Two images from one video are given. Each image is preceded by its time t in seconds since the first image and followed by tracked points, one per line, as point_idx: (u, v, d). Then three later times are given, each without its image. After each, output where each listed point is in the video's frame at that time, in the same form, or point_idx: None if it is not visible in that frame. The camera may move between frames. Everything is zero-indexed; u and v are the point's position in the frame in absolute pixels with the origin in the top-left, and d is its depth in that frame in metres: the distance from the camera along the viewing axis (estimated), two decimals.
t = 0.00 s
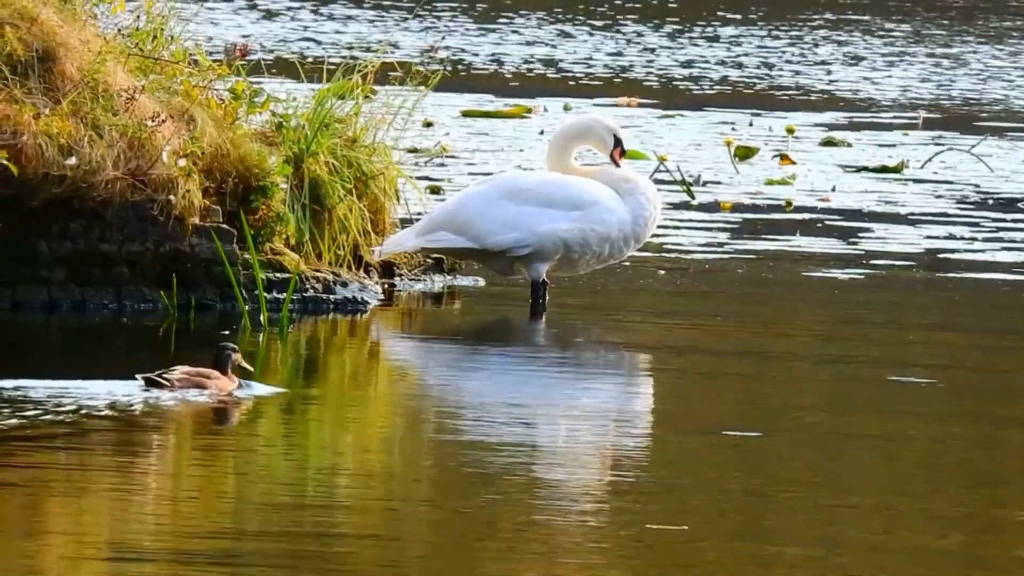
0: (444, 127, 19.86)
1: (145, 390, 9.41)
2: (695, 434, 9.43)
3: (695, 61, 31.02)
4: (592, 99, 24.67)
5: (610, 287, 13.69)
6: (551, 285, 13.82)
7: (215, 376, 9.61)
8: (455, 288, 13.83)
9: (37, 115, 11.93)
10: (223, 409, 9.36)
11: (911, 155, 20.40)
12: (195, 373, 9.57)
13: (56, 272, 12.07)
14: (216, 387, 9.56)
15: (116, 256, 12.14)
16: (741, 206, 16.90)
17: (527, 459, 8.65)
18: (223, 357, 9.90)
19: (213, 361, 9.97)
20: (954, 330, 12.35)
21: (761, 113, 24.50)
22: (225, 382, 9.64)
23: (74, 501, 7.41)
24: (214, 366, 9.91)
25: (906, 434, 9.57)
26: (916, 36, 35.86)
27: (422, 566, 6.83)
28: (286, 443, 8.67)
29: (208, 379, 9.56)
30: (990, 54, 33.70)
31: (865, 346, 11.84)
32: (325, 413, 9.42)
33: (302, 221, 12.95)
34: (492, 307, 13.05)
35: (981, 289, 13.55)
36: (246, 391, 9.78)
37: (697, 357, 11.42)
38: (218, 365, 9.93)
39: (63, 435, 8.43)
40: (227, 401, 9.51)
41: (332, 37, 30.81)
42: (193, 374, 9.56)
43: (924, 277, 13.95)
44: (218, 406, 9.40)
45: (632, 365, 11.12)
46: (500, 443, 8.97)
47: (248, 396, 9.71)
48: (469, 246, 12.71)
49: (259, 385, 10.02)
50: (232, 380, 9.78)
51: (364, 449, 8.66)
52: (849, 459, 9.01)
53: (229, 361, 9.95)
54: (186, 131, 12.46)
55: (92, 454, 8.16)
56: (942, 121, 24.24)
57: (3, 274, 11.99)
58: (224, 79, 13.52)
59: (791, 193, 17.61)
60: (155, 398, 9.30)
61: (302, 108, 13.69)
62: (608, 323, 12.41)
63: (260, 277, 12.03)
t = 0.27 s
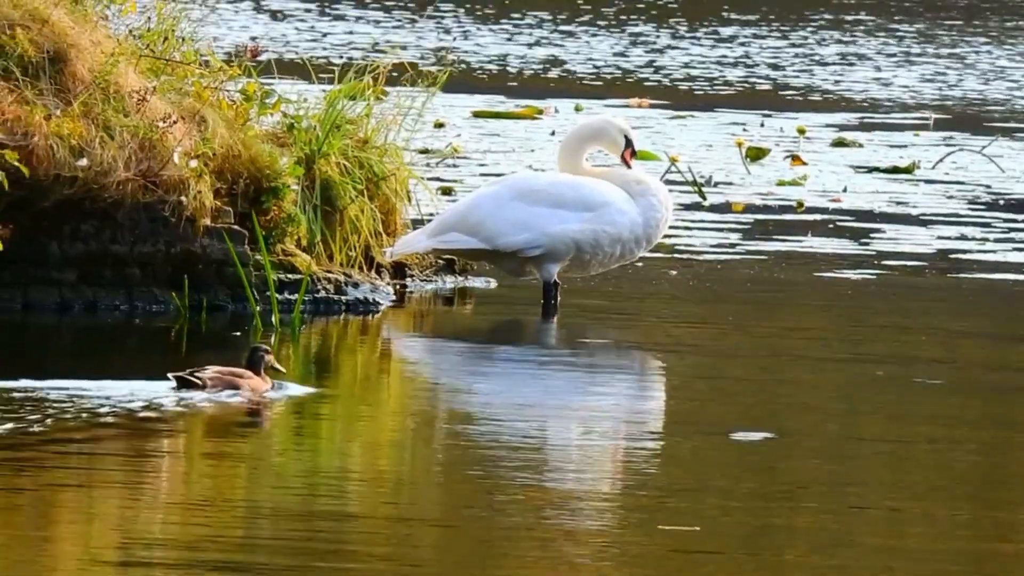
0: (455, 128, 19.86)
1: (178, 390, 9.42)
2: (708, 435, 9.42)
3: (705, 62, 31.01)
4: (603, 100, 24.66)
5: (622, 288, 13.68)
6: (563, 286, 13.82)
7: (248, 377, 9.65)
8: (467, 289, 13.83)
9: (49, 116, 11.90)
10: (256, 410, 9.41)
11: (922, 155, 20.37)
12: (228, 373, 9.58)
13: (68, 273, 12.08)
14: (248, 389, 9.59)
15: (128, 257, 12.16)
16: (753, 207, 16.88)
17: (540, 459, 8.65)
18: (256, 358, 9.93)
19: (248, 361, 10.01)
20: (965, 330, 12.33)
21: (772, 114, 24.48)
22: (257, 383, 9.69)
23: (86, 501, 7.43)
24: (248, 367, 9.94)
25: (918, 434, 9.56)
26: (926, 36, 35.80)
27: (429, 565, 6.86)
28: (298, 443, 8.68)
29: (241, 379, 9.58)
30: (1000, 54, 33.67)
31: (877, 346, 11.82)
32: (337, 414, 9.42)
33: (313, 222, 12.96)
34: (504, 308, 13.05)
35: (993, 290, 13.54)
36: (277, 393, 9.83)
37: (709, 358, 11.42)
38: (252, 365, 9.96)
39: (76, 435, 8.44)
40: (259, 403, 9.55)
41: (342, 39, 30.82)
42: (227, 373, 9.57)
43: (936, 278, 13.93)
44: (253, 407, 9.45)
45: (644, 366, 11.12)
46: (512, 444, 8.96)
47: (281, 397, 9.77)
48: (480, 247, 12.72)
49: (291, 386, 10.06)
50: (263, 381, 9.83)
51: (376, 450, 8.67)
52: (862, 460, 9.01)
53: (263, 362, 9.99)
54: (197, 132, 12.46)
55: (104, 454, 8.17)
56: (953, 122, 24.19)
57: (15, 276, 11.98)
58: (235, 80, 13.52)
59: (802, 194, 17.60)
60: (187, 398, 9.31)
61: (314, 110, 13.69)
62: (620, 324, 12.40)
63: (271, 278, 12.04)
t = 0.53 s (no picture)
0: (464, 130, 19.86)
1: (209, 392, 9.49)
2: (717, 438, 9.41)
3: (714, 64, 30.98)
4: (612, 103, 24.63)
5: (631, 291, 13.67)
6: (572, 288, 13.80)
7: (279, 379, 9.68)
8: (475, 292, 13.83)
9: (57, 118, 11.90)
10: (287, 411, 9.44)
11: (932, 158, 20.34)
12: (259, 376, 9.64)
13: (77, 275, 12.06)
14: (279, 390, 9.64)
15: (137, 258, 12.14)
16: (762, 209, 16.87)
17: (549, 462, 8.63)
18: (286, 358, 9.98)
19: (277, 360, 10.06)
20: (976, 333, 12.32)
21: (781, 116, 24.45)
22: (289, 384, 9.72)
23: (94, 501, 7.45)
24: (277, 366, 9.99)
25: (929, 437, 9.55)
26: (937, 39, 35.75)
27: (437, 566, 6.85)
28: (307, 445, 8.67)
29: (272, 381, 9.64)
30: (1010, 57, 33.63)
31: (887, 349, 11.82)
32: (346, 417, 9.42)
33: (322, 225, 12.95)
34: (514, 310, 13.04)
35: (1003, 293, 13.52)
36: (309, 395, 9.86)
37: (718, 360, 11.40)
38: (282, 365, 10.02)
39: (85, 435, 8.46)
40: (290, 404, 9.58)
41: (351, 40, 30.81)
42: (257, 375, 9.64)
43: (945, 280, 13.92)
44: (284, 407, 9.50)
45: (653, 368, 11.11)
46: (521, 446, 8.96)
47: (313, 399, 9.81)
48: (489, 249, 12.71)
49: (320, 388, 10.10)
50: (295, 383, 9.86)
51: (385, 452, 8.66)
52: (871, 462, 8.99)
53: (293, 362, 10.04)
54: (206, 134, 12.47)
55: (112, 455, 8.17)
56: (963, 125, 24.16)
57: (25, 278, 11.95)
58: (245, 83, 13.52)
59: (811, 196, 17.58)
60: (217, 398, 9.38)
61: (323, 112, 13.67)
62: (628, 326, 12.39)
63: (280, 280, 12.04)
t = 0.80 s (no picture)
0: (471, 131, 19.86)
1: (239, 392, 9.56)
2: (724, 438, 9.41)
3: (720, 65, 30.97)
4: (618, 104, 24.65)
5: (638, 292, 13.67)
6: (578, 290, 13.81)
7: (307, 380, 9.78)
8: (482, 293, 13.84)
9: (63, 119, 11.90)
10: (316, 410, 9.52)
11: (938, 159, 20.35)
12: (289, 376, 9.73)
13: (83, 276, 12.08)
14: (307, 391, 9.72)
15: (143, 260, 12.14)
16: (768, 210, 16.87)
17: (556, 463, 8.64)
18: (315, 361, 10.05)
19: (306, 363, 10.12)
20: (982, 334, 12.33)
21: (788, 118, 24.45)
22: (316, 386, 9.81)
23: (100, 501, 7.47)
24: (307, 369, 10.05)
25: (935, 438, 9.55)
26: (943, 40, 35.73)
27: (441, 567, 6.86)
28: (312, 445, 8.69)
29: (300, 382, 9.72)
30: (1016, 58, 33.59)
31: (894, 350, 11.82)
32: (353, 417, 9.42)
33: (329, 226, 12.96)
34: (520, 311, 13.05)
35: (1009, 294, 13.53)
36: (338, 395, 9.96)
37: (724, 361, 11.41)
38: (311, 368, 10.08)
39: (92, 435, 8.47)
40: (320, 404, 9.68)
41: (357, 41, 30.81)
42: (286, 376, 9.72)
43: (952, 282, 13.93)
44: (313, 406, 9.59)
45: (660, 370, 11.12)
46: (529, 447, 8.97)
47: (341, 399, 9.91)
48: (496, 250, 12.71)
49: (349, 389, 10.18)
50: (323, 384, 9.96)
51: (393, 452, 8.68)
52: (878, 463, 8.99)
53: (321, 365, 10.10)
54: (213, 135, 12.46)
55: (119, 456, 8.19)
56: (968, 126, 24.16)
57: (31, 279, 11.98)
58: (252, 84, 13.53)
59: (818, 197, 17.59)
60: (247, 399, 9.45)
61: (329, 113, 13.68)
62: (634, 327, 12.39)
63: (286, 281, 12.05)
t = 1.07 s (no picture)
0: (473, 131, 19.86)
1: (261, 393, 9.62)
2: (727, 438, 9.41)
3: (722, 64, 30.95)
4: (621, 103, 24.66)
5: (641, 291, 13.67)
6: (581, 289, 13.81)
7: (329, 379, 9.78)
8: (484, 292, 13.83)
9: (65, 119, 11.90)
10: (337, 410, 9.53)
11: (940, 158, 20.34)
12: (310, 375, 9.73)
13: (85, 276, 12.06)
14: (329, 389, 9.74)
15: (145, 260, 12.13)
16: (771, 210, 16.87)
17: (559, 462, 8.63)
18: (338, 360, 10.03)
19: (328, 361, 10.10)
20: (985, 333, 12.32)
21: (791, 117, 24.43)
22: (338, 384, 9.82)
23: (103, 501, 7.48)
24: (329, 368, 10.04)
25: (938, 437, 9.55)
26: (945, 39, 35.71)
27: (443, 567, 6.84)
28: (315, 445, 8.67)
29: (322, 381, 9.73)
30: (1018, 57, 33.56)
31: (896, 348, 11.82)
32: (356, 416, 9.42)
33: (331, 226, 12.96)
34: (522, 311, 13.02)
35: (1012, 293, 13.53)
36: (360, 394, 9.96)
37: (727, 360, 11.39)
38: (333, 366, 10.06)
39: (94, 435, 8.47)
40: (342, 403, 9.68)
41: (359, 41, 30.80)
42: (307, 375, 9.74)
43: (955, 281, 13.92)
44: (335, 406, 9.58)
45: (663, 369, 11.10)
46: (531, 446, 8.96)
47: (363, 398, 9.91)
48: (498, 250, 12.70)
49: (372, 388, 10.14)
50: (344, 383, 9.96)
51: (394, 451, 8.68)
52: (880, 463, 8.98)
53: (344, 363, 10.09)
54: (215, 135, 12.46)
55: (121, 456, 8.19)
56: (970, 125, 24.16)
57: (32, 280, 11.96)
58: (254, 83, 13.54)
59: (821, 197, 17.58)
60: (267, 399, 9.50)
61: (331, 113, 13.69)
62: (636, 327, 12.38)
63: (288, 281, 12.05)
